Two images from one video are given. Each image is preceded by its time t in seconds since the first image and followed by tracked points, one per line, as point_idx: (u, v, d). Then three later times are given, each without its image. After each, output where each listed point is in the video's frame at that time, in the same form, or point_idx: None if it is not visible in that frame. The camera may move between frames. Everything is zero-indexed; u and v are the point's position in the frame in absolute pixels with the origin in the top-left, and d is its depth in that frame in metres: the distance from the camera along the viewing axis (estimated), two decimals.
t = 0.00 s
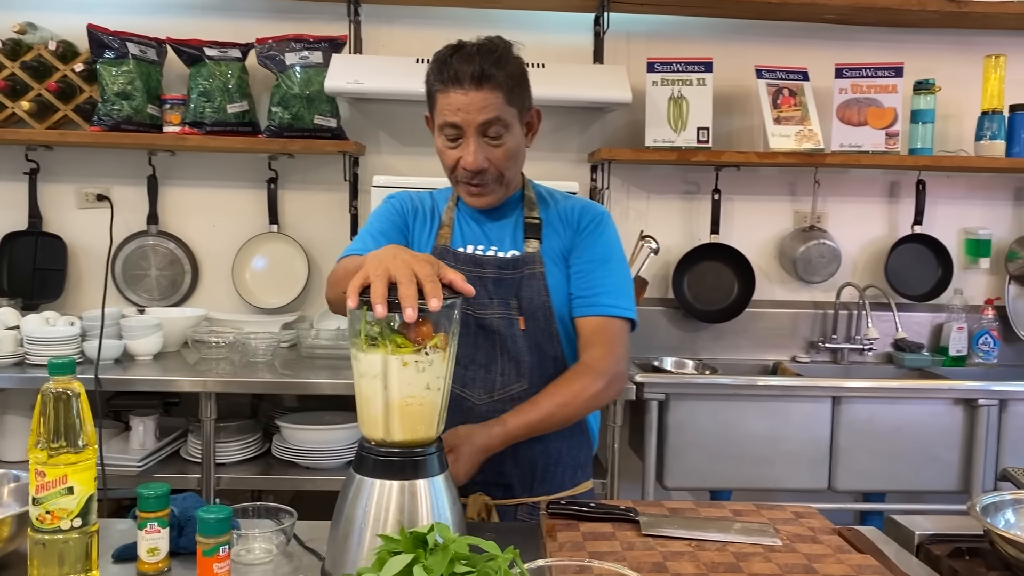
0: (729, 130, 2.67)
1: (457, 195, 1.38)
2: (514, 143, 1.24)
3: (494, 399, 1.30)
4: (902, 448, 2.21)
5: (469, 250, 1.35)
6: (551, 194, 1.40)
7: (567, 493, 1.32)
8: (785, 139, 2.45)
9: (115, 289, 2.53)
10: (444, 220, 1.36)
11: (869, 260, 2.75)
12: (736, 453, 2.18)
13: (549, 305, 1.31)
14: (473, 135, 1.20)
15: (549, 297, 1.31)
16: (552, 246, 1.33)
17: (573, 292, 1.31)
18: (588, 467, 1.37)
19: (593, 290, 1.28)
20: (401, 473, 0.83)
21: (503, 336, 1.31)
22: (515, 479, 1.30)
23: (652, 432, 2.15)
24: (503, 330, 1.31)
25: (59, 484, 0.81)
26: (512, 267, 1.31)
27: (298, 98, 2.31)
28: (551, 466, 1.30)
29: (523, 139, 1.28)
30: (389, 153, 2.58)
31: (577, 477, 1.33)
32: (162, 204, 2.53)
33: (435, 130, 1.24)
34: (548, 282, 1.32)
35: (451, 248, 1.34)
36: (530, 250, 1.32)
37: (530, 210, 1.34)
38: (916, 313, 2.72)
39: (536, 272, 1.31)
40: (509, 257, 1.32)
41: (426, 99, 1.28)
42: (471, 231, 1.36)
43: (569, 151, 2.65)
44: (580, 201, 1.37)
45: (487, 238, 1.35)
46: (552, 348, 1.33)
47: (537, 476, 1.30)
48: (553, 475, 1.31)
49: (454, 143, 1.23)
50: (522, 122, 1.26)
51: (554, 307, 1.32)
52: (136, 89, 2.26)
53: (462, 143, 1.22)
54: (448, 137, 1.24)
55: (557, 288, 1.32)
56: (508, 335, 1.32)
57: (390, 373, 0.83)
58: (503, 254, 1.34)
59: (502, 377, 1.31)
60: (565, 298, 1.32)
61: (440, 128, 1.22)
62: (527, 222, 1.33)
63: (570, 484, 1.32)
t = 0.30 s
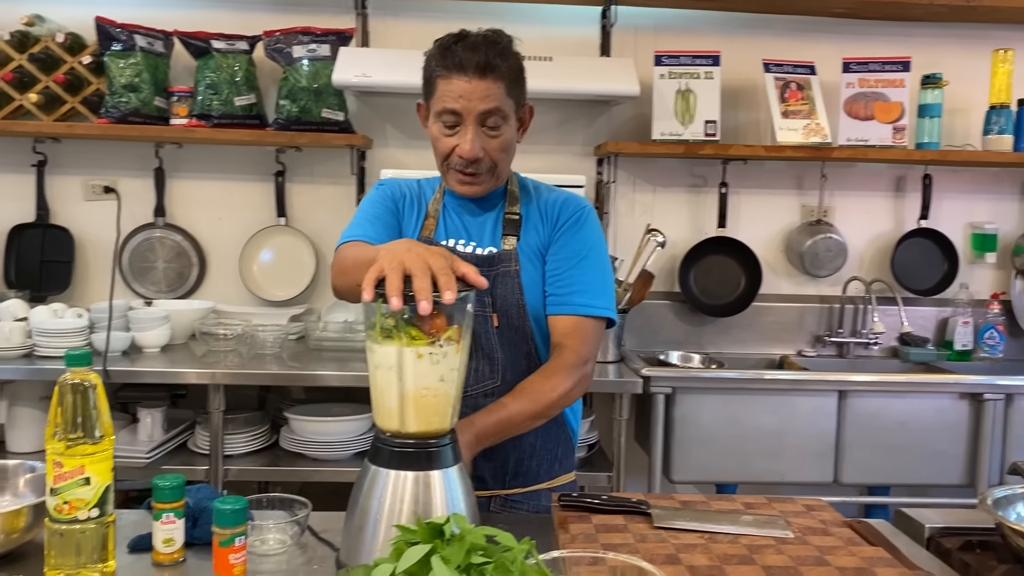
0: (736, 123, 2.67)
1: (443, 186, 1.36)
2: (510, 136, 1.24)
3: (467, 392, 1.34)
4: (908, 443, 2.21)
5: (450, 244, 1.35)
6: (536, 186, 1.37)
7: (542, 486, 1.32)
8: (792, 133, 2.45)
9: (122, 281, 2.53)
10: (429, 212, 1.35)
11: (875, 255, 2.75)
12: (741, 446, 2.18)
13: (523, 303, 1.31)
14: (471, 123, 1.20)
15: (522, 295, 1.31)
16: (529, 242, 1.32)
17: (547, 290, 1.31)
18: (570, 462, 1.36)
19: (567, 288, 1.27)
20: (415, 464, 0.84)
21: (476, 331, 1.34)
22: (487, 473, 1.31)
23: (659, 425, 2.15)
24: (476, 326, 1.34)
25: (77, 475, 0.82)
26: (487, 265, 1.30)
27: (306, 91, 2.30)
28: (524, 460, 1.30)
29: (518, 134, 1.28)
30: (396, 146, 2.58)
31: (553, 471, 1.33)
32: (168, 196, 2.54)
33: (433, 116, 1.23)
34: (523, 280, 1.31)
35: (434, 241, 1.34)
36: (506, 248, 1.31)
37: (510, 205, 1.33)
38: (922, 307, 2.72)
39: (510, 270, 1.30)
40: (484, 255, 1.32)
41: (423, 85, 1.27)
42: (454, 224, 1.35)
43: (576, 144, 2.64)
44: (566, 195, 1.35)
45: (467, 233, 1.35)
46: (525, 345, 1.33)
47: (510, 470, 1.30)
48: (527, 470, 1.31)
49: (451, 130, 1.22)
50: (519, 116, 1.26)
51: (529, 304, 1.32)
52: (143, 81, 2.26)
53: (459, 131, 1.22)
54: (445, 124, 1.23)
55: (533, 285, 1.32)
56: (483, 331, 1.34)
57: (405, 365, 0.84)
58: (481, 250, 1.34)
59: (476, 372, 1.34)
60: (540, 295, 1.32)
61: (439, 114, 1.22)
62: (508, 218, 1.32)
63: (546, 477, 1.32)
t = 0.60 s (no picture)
0: (749, 119, 2.65)
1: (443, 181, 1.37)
2: (513, 111, 1.24)
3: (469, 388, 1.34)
4: (920, 441, 2.20)
5: (450, 239, 1.35)
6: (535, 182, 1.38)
7: (545, 478, 1.32)
8: (805, 128, 2.43)
9: (135, 275, 2.55)
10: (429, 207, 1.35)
11: (889, 251, 2.72)
12: (752, 443, 2.17)
13: (524, 299, 1.30)
14: (475, 99, 1.20)
15: (524, 291, 1.30)
16: (529, 239, 1.32)
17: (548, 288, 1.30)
18: (571, 453, 1.36)
19: (568, 285, 1.26)
20: (422, 456, 0.84)
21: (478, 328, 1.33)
22: (490, 466, 1.31)
23: (670, 422, 2.14)
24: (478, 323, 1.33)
25: (87, 464, 0.82)
26: (489, 262, 1.31)
27: (318, 87, 2.31)
28: (526, 452, 1.31)
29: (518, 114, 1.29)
30: (407, 141, 2.58)
31: (555, 462, 1.33)
32: (181, 191, 2.55)
33: (435, 99, 1.23)
34: (524, 277, 1.31)
35: (434, 236, 1.33)
36: (508, 243, 1.31)
37: (509, 200, 1.33)
38: (936, 305, 2.69)
39: (512, 266, 1.30)
40: (486, 250, 1.32)
41: (419, 75, 1.28)
42: (453, 219, 1.35)
43: (587, 140, 2.63)
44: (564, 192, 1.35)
45: (466, 228, 1.35)
46: (527, 339, 1.33)
47: (513, 462, 1.31)
48: (529, 462, 1.31)
49: (456, 110, 1.22)
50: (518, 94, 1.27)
51: (530, 301, 1.32)
52: (157, 76, 2.28)
53: (464, 109, 1.21)
54: (447, 105, 1.22)
55: (533, 283, 1.31)
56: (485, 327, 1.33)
57: (413, 357, 0.84)
58: (482, 246, 1.34)
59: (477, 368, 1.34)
60: (541, 293, 1.32)
61: (441, 96, 1.21)
62: (507, 213, 1.32)
63: (548, 468, 1.33)
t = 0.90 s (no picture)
0: (753, 122, 2.65)
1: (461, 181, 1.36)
2: (521, 112, 1.25)
3: (483, 383, 1.30)
4: (924, 444, 2.19)
5: (469, 238, 1.34)
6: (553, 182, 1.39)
7: (557, 479, 1.32)
8: (809, 132, 2.43)
9: (141, 278, 2.57)
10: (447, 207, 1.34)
11: (894, 255, 2.72)
12: (755, 446, 2.17)
13: (546, 295, 1.32)
14: (484, 107, 1.21)
15: (546, 288, 1.32)
16: (553, 237, 1.33)
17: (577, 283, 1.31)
18: (583, 457, 1.35)
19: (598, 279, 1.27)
20: (422, 456, 0.84)
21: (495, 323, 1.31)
22: (501, 462, 1.30)
23: (672, 424, 2.15)
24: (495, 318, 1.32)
25: (90, 463, 0.83)
26: (510, 257, 1.32)
27: (323, 90, 2.32)
28: (539, 451, 1.30)
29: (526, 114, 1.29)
30: (412, 144, 2.59)
31: (568, 464, 1.32)
32: (187, 193, 2.57)
33: (444, 114, 1.24)
34: (546, 274, 1.33)
35: (452, 236, 1.33)
36: (529, 240, 1.32)
37: (528, 199, 1.33)
38: (940, 308, 2.68)
39: (533, 262, 1.32)
40: (508, 246, 1.33)
41: (424, 91, 1.29)
42: (472, 218, 1.35)
43: (591, 143, 2.64)
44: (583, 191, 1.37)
45: (486, 226, 1.35)
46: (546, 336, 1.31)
47: (525, 460, 1.30)
48: (541, 461, 1.30)
49: (466, 121, 1.22)
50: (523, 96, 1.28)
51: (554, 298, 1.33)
52: (163, 80, 2.30)
53: (475, 119, 1.22)
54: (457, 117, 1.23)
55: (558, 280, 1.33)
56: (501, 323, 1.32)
57: (412, 358, 0.85)
58: (502, 243, 1.34)
59: (491, 363, 1.31)
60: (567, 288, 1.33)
61: (449, 111, 1.22)
62: (527, 212, 1.32)
63: (560, 469, 1.32)
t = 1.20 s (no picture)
0: (753, 132, 2.67)
1: (495, 190, 1.38)
2: (561, 117, 1.27)
3: (513, 394, 1.30)
4: (924, 452, 2.19)
5: (501, 247, 1.36)
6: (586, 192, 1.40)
7: (586, 488, 1.33)
8: (808, 142, 2.44)
9: (146, 287, 2.59)
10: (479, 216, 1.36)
11: (894, 263, 2.73)
12: (756, 454, 2.17)
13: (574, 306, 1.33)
14: (524, 107, 1.23)
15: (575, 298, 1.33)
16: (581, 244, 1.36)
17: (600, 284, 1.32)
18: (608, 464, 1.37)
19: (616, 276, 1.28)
20: (422, 463, 0.85)
21: (525, 334, 1.32)
22: (530, 472, 1.31)
23: (673, 433, 2.15)
24: (525, 329, 1.32)
25: (95, 469, 0.84)
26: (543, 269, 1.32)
27: (326, 101, 2.35)
28: (568, 461, 1.31)
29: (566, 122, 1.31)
30: (415, 154, 2.62)
31: (596, 472, 1.34)
32: (192, 203, 2.60)
33: (485, 114, 1.27)
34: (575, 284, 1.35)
35: (483, 245, 1.35)
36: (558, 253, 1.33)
37: (560, 210, 1.35)
38: (940, 317, 2.68)
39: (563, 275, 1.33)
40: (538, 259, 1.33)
41: (468, 93, 1.33)
42: (505, 227, 1.36)
43: (592, 153, 2.66)
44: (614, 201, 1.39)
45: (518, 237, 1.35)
46: (574, 346, 1.32)
47: (553, 469, 1.31)
48: (569, 470, 1.31)
49: (505, 120, 1.25)
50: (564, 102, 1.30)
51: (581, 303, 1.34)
52: (168, 91, 2.33)
53: (514, 118, 1.24)
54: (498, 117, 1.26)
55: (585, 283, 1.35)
56: (530, 335, 1.32)
57: (413, 365, 0.86)
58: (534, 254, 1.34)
59: (521, 374, 1.31)
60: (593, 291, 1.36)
61: (490, 109, 1.25)
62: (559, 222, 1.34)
63: (588, 477, 1.33)
